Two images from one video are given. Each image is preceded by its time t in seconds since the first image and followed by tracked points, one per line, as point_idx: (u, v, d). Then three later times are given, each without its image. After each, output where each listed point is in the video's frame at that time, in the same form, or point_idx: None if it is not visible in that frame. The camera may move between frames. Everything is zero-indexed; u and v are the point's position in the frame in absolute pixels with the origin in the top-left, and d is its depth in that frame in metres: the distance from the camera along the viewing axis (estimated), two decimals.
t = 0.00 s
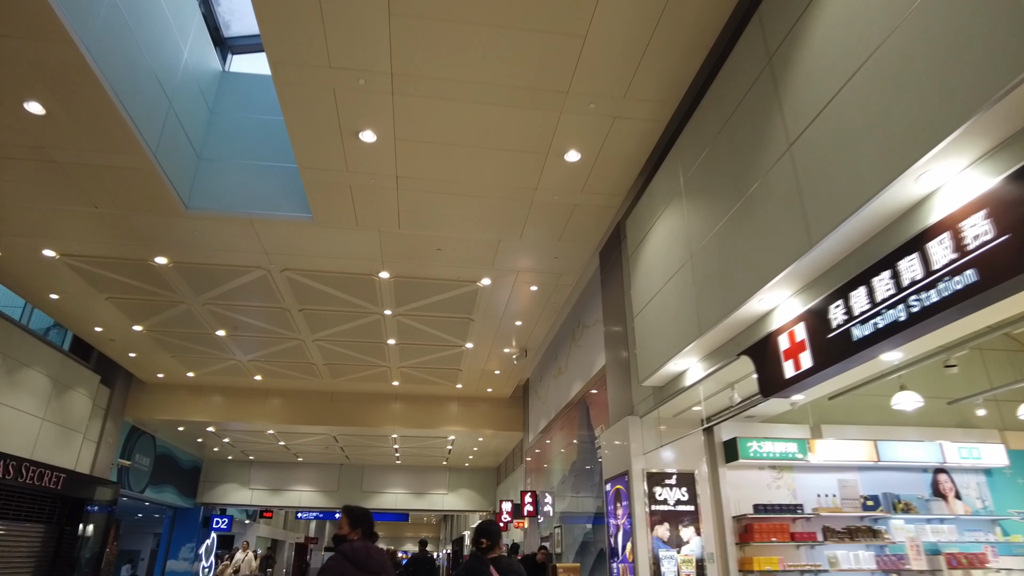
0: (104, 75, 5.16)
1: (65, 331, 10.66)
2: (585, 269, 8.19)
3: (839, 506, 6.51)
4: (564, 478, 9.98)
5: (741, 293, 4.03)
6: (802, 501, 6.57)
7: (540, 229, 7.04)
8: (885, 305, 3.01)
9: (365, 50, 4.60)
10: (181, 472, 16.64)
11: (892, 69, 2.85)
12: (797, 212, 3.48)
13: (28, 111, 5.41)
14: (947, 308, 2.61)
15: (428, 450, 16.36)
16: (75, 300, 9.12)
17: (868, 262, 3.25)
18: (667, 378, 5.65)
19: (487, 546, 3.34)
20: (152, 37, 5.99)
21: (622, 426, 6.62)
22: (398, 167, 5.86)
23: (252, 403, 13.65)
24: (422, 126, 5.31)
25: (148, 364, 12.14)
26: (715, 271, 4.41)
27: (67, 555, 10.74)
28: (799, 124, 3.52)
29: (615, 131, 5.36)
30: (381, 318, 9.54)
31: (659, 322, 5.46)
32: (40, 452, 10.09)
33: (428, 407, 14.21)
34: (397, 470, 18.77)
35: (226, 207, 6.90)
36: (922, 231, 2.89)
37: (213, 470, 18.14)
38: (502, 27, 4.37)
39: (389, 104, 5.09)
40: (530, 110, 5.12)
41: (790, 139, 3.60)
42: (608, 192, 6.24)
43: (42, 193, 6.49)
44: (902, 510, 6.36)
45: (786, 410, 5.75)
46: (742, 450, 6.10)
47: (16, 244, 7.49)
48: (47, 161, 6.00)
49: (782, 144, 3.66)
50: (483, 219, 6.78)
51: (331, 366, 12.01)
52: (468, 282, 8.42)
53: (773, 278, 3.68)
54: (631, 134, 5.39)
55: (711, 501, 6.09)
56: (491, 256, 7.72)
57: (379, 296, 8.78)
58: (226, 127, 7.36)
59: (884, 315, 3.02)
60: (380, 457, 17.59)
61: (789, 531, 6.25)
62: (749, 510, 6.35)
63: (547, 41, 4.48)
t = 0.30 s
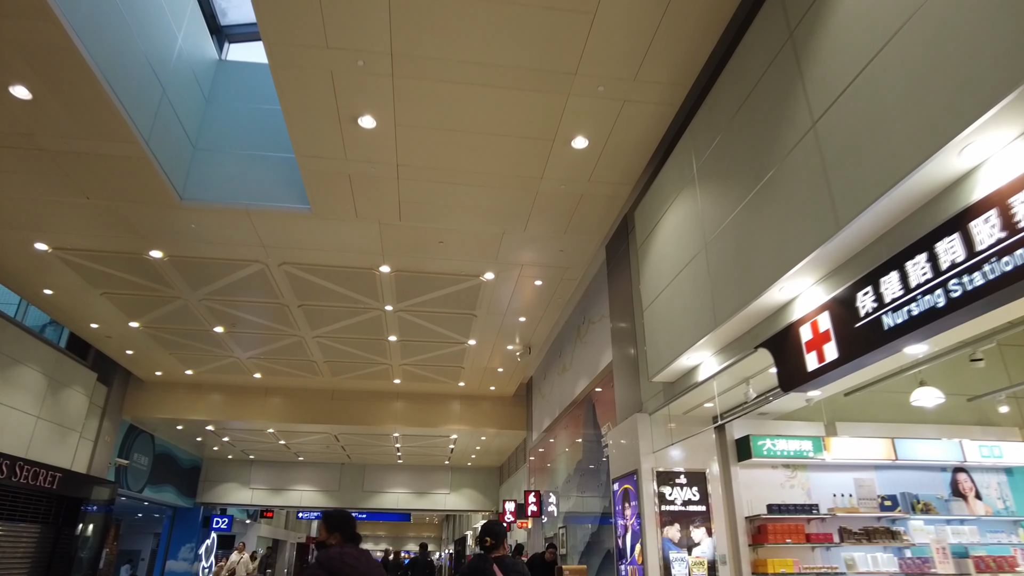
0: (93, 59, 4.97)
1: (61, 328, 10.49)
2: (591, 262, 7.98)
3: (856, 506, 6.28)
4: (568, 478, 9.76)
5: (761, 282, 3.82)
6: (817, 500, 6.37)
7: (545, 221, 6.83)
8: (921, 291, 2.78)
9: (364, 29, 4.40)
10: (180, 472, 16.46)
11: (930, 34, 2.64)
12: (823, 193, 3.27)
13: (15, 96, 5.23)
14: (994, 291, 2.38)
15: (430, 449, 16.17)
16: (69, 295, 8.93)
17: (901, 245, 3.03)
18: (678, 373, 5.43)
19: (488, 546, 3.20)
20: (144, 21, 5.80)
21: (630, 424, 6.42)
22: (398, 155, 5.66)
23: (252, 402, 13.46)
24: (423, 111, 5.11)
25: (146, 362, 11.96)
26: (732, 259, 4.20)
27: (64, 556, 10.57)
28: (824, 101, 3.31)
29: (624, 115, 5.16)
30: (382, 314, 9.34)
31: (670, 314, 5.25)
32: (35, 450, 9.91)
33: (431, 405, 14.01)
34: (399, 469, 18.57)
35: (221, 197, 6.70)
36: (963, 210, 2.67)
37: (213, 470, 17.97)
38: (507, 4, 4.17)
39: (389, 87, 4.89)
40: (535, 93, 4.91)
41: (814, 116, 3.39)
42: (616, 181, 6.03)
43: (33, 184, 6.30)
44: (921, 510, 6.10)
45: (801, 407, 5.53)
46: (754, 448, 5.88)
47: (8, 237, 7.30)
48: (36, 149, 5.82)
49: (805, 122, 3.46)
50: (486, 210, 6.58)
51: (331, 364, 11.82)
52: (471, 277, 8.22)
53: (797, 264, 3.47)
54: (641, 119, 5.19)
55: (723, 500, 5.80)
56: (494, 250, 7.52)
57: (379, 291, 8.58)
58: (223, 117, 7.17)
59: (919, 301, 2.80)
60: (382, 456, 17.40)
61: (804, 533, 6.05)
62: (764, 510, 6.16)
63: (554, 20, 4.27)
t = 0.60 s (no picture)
0: (77, 36, 4.78)
1: (55, 324, 10.31)
2: (594, 253, 7.77)
3: (871, 502, 6.04)
4: (572, 474, 9.56)
5: (777, 261, 3.62)
6: (830, 495, 6.13)
7: (548, 209, 6.63)
8: (956, 263, 2.56)
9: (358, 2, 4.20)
10: (178, 470, 16.28)
11: None
12: (846, 163, 3.07)
13: None
14: None
15: (431, 447, 15.98)
16: (61, 289, 8.75)
17: (934, 216, 2.82)
18: (686, 363, 5.22)
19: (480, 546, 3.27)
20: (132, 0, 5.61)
21: (637, 417, 6.22)
22: (396, 138, 5.46)
23: (250, 399, 13.27)
24: (421, 90, 4.92)
25: (141, 359, 11.76)
26: (747, 239, 3.99)
27: (58, 555, 10.38)
28: (849, 65, 3.11)
29: (630, 93, 4.96)
30: (381, 307, 9.14)
31: (679, 301, 5.05)
32: (27, 448, 9.72)
33: (432, 402, 13.82)
34: (399, 468, 18.37)
35: (213, 186, 6.49)
36: (1006, 174, 2.45)
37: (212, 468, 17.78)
38: None
39: (385, 64, 4.69)
40: (538, 70, 4.71)
41: (836, 83, 3.19)
42: (621, 165, 5.83)
43: (19, 170, 6.11)
44: (938, 506, 5.83)
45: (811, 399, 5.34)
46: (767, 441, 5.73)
47: None
48: (21, 133, 5.62)
49: (826, 89, 3.26)
50: (487, 197, 6.37)
51: (330, 360, 11.63)
52: (471, 268, 8.02)
53: (818, 240, 3.26)
54: (648, 97, 4.99)
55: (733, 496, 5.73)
56: (495, 240, 7.32)
57: (378, 283, 8.38)
58: (215, 103, 6.97)
59: (954, 274, 2.58)
60: (382, 454, 17.20)
61: (818, 529, 5.82)
62: (776, 506, 5.93)
63: None
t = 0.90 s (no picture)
0: (62, 17, 4.59)
1: (52, 322, 10.14)
2: (600, 246, 7.56)
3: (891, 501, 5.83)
4: (577, 474, 9.34)
5: (799, 245, 3.40)
6: (847, 494, 5.94)
7: (553, 199, 6.41)
8: (1002, 241, 2.33)
9: None
10: (179, 471, 16.10)
11: None
12: (875, 136, 2.85)
13: None
14: None
15: (434, 446, 15.78)
16: (55, 285, 8.57)
17: (974, 192, 2.59)
18: (698, 357, 5.00)
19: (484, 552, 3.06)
20: None
21: (646, 414, 6.01)
22: (394, 124, 5.25)
23: (250, 398, 13.09)
24: (420, 72, 4.71)
25: (139, 357, 11.59)
26: (764, 223, 3.78)
27: (55, 557, 10.20)
28: (878, 31, 2.90)
29: (639, 75, 4.75)
30: (381, 303, 8.94)
31: (690, 292, 4.83)
32: (23, 447, 9.54)
33: (434, 401, 13.62)
34: (402, 468, 18.17)
35: (207, 176, 6.29)
36: None
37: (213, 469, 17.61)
38: None
39: (382, 45, 4.49)
40: (543, 49, 4.49)
41: (864, 52, 2.98)
42: (629, 152, 5.62)
43: (6, 161, 5.92)
44: (961, 506, 5.58)
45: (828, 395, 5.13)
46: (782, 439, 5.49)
47: None
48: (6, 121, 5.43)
49: (853, 59, 3.05)
50: (489, 187, 6.16)
51: (331, 358, 11.43)
52: (474, 262, 7.81)
53: (845, 221, 3.03)
54: (657, 78, 4.78)
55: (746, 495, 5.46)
56: (497, 232, 7.10)
57: (378, 278, 8.18)
58: (209, 92, 6.78)
59: (1000, 253, 2.35)
60: (384, 454, 16.99)
61: (836, 530, 5.61)
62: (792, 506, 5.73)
63: None
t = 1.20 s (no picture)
0: None
1: (50, 319, 9.99)
2: (608, 237, 7.36)
3: (913, 498, 5.62)
4: (584, 472, 9.15)
5: (826, 224, 3.20)
6: (867, 491, 5.74)
7: (560, 188, 6.22)
8: None
9: None
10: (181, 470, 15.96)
11: None
12: (913, 102, 2.65)
13: None
14: None
15: (438, 445, 15.59)
16: (52, 279, 8.41)
17: None
18: (714, 348, 4.80)
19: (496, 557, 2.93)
20: None
21: (657, 409, 5.81)
22: (397, 107, 5.06)
23: (251, 396, 12.92)
24: (424, 51, 4.52)
25: (139, 354, 11.43)
26: (787, 203, 3.57)
27: (53, 557, 10.04)
28: None
29: (652, 53, 4.55)
30: (384, 297, 8.76)
31: (706, 280, 4.63)
32: (20, 446, 9.39)
33: (438, 399, 13.43)
34: (405, 467, 17.99)
35: (205, 165, 6.12)
36: None
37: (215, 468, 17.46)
38: None
39: (384, 22, 4.30)
40: (551, 26, 4.30)
41: (899, 13, 2.78)
42: (639, 136, 5.42)
43: None
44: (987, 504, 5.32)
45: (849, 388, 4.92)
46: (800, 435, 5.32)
47: None
48: None
49: (887, 22, 2.84)
50: (495, 174, 5.97)
51: (333, 355, 11.26)
52: (479, 254, 7.62)
53: (879, 195, 2.82)
54: (670, 57, 4.59)
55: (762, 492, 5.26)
56: (503, 223, 6.91)
57: (380, 271, 7.99)
58: (207, 79, 6.60)
59: None
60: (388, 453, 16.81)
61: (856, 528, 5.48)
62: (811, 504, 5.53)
63: None
